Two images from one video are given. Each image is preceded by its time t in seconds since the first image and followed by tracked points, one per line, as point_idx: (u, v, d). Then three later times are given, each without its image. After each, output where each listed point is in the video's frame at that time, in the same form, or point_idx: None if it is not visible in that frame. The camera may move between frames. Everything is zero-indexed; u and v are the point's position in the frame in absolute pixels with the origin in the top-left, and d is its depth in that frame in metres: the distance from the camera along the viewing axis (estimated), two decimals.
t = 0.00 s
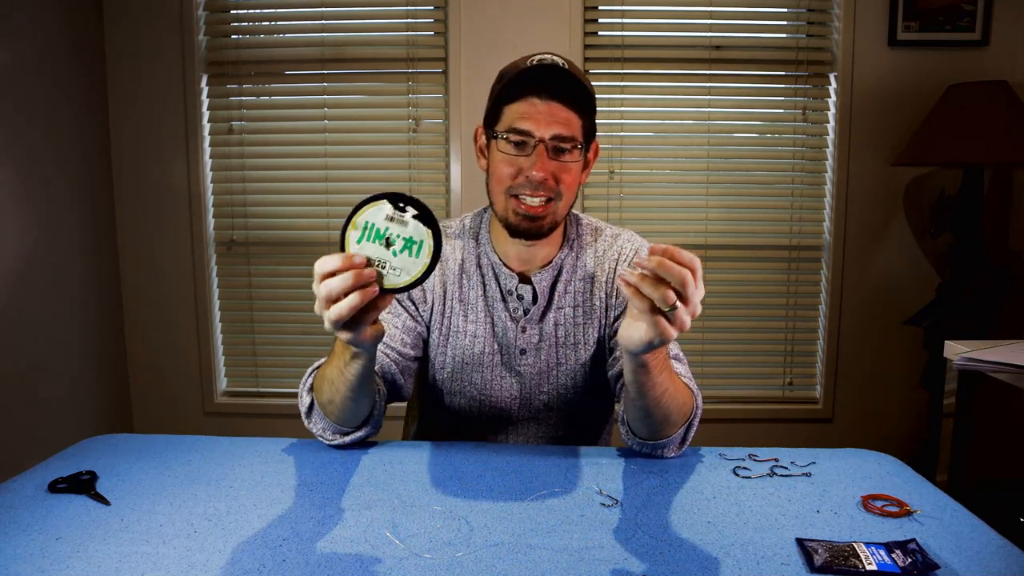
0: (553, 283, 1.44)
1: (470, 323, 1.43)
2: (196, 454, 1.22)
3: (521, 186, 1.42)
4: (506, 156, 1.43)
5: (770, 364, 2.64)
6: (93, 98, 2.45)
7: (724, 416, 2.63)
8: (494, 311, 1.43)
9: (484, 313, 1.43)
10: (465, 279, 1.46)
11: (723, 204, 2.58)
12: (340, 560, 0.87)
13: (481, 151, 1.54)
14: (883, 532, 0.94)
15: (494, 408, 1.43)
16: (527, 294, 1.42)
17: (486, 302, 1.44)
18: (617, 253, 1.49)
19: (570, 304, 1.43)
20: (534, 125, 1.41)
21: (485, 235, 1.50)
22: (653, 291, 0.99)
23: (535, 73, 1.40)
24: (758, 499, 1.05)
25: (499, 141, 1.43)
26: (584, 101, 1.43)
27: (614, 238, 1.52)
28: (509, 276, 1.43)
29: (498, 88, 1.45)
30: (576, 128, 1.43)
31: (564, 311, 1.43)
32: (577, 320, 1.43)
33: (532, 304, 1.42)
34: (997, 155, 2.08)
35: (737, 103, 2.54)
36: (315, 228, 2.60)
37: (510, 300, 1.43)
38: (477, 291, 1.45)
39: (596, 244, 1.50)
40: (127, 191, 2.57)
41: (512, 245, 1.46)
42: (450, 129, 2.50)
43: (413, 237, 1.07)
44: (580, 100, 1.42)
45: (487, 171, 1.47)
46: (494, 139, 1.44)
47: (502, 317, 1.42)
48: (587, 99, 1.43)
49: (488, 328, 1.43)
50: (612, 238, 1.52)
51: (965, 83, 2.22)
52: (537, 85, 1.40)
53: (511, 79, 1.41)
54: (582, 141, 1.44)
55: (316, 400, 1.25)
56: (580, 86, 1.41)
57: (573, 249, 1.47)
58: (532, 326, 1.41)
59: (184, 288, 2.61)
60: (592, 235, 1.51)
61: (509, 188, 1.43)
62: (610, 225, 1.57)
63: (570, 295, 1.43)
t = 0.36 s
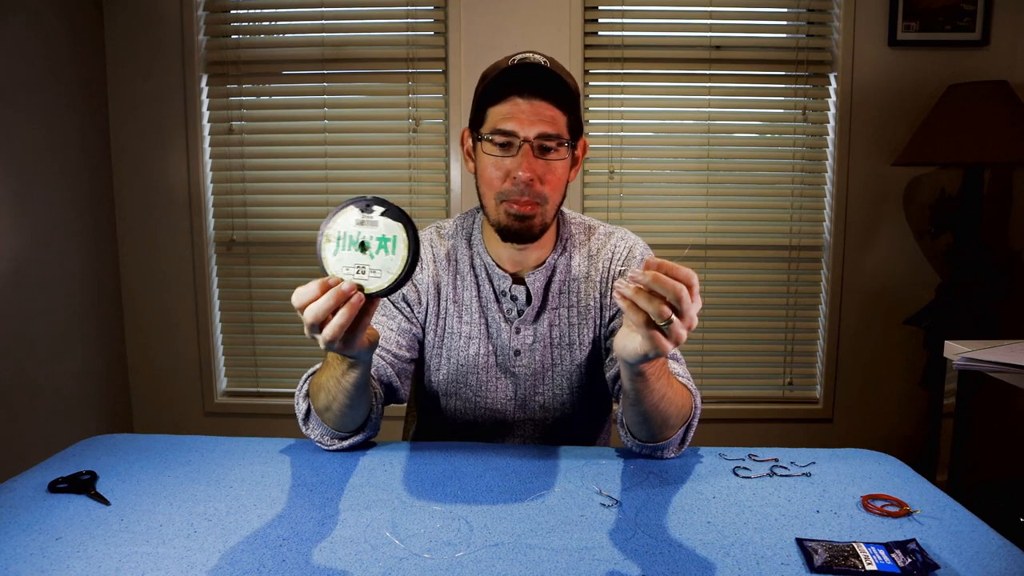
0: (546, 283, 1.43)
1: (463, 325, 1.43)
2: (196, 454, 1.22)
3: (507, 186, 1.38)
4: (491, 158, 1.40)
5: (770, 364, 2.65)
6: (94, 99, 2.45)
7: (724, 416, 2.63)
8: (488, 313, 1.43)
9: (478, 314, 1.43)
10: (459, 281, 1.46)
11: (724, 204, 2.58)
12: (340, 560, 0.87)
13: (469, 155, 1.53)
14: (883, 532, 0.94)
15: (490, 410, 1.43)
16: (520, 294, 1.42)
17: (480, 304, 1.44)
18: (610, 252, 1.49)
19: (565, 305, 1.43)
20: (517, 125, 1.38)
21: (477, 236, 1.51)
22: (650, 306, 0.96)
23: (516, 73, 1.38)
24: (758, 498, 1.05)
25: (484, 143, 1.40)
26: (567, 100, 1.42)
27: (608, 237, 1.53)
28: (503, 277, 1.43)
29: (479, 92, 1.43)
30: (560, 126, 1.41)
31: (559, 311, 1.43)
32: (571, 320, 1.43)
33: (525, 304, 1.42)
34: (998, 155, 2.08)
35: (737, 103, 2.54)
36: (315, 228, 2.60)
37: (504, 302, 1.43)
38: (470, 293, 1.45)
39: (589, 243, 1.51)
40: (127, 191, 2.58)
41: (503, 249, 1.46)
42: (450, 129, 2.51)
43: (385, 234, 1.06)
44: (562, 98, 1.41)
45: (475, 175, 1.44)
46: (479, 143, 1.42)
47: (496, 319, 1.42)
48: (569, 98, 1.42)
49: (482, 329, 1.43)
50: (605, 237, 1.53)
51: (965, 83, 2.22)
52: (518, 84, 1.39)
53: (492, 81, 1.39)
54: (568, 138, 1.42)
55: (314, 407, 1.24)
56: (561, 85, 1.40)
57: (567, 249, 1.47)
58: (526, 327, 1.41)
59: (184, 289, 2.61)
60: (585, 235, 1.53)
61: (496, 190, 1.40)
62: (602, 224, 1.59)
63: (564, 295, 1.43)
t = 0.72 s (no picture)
0: (545, 283, 1.43)
1: (462, 324, 1.43)
2: (197, 454, 1.22)
3: (508, 185, 1.39)
4: (493, 156, 1.40)
5: (770, 364, 2.65)
6: (94, 99, 2.45)
7: (724, 416, 2.63)
8: (486, 313, 1.43)
9: (477, 314, 1.43)
10: (458, 280, 1.46)
11: (724, 205, 2.58)
12: (340, 560, 0.87)
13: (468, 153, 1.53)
14: (883, 532, 0.94)
15: (489, 411, 1.43)
16: (518, 295, 1.42)
17: (479, 304, 1.44)
18: (609, 252, 1.49)
19: (563, 305, 1.43)
20: (518, 124, 1.38)
21: (476, 236, 1.50)
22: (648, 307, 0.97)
23: (519, 73, 1.37)
24: (758, 498, 1.05)
25: (486, 141, 1.41)
26: (569, 101, 1.41)
27: (606, 237, 1.53)
28: (502, 277, 1.43)
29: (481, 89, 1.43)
30: (563, 126, 1.41)
31: (557, 311, 1.43)
32: (570, 320, 1.43)
33: (523, 304, 1.43)
34: (998, 155, 2.08)
35: (737, 103, 2.54)
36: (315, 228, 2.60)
37: (503, 302, 1.44)
38: (469, 293, 1.45)
39: (588, 243, 1.51)
40: (127, 191, 2.58)
41: (502, 249, 1.46)
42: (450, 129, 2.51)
43: (360, 224, 1.05)
44: (565, 99, 1.41)
45: (475, 173, 1.45)
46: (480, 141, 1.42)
47: (494, 319, 1.42)
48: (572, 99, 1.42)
49: (481, 330, 1.43)
50: (604, 236, 1.53)
51: (965, 83, 2.22)
52: (521, 85, 1.38)
53: (494, 79, 1.39)
54: (570, 138, 1.42)
55: (315, 407, 1.24)
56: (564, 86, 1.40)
57: (566, 249, 1.47)
58: (525, 327, 1.41)
59: (184, 289, 2.61)
60: (584, 235, 1.53)
61: (496, 188, 1.40)
62: (601, 224, 1.58)
63: (563, 295, 1.44)
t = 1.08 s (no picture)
0: (546, 284, 1.43)
1: (463, 325, 1.43)
2: (197, 454, 1.22)
3: (510, 188, 1.39)
4: (495, 160, 1.40)
5: (770, 364, 2.65)
6: (94, 99, 2.45)
7: (724, 416, 2.63)
8: (487, 313, 1.43)
9: (477, 315, 1.43)
10: (458, 281, 1.46)
11: (724, 205, 2.58)
12: (340, 560, 0.87)
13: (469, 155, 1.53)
14: (883, 532, 0.94)
15: (489, 411, 1.43)
16: (519, 296, 1.42)
17: (480, 304, 1.44)
18: (609, 252, 1.49)
19: (564, 305, 1.43)
20: (521, 128, 1.38)
21: (476, 236, 1.50)
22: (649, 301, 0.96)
23: (522, 76, 1.37)
24: (758, 498, 1.05)
25: (488, 145, 1.41)
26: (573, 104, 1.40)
27: (606, 237, 1.53)
28: (502, 278, 1.43)
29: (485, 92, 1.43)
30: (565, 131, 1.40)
31: (558, 311, 1.43)
32: (571, 321, 1.43)
33: (524, 305, 1.43)
34: (998, 154, 2.08)
35: (737, 103, 2.54)
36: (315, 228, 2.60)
37: (503, 302, 1.44)
38: (469, 293, 1.45)
39: (589, 243, 1.51)
40: (128, 191, 2.58)
41: (502, 249, 1.45)
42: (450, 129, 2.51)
43: (307, 229, 1.07)
44: (568, 101, 1.39)
45: (477, 175, 1.45)
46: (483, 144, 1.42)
47: (495, 319, 1.42)
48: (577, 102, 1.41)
49: (481, 330, 1.43)
50: (604, 236, 1.53)
51: (965, 83, 2.22)
52: (524, 88, 1.38)
53: (497, 83, 1.39)
54: (572, 144, 1.42)
55: (314, 407, 1.24)
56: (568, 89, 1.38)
57: (566, 250, 1.47)
58: (526, 327, 1.41)
59: (184, 289, 2.61)
60: (585, 236, 1.52)
61: (498, 191, 1.40)
62: (601, 224, 1.58)
63: (563, 296, 1.44)
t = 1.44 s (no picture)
0: (546, 284, 1.44)
1: (463, 325, 1.43)
2: (197, 454, 1.22)
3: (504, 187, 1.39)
4: (489, 159, 1.40)
5: (770, 364, 2.65)
6: (94, 99, 2.45)
7: (724, 416, 2.63)
8: (486, 313, 1.43)
9: (476, 315, 1.43)
10: (458, 281, 1.46)
11: (725, 205, 2.58)
12: (340, 560, 0.87)
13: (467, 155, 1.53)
14: (883, 532, 0.94)
15: (489, 411, 1.43)
16: (518, 296, 1.42)
17: (479, 304, 1.44)
18: (609, 252, 1.49)
19: (563, 305, 1.43)
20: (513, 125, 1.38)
21: (476, 236, 1.50)
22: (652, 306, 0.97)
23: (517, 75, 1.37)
24: (758, 498, 1.05)
25: (483, 145, 1.41)
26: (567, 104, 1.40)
27: (606, 237, 1.53)
28: (501, 278, 1.43)
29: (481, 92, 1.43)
30: (561, 130, 1.40)
31: (558, 312, 1.43)
32: (571, 321, 1.43)
33: (524, 305, 1.43)
34: (998, 154, 2.08)
35: (737, 103, 2.54)
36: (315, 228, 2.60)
37: (502, 302, 1.44)
38: (469, 293, 1.45)
39: (589, 244, 1.50)
40: (128, 191, 2.58)
41: (501, 249, 1.45)
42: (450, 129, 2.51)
43: (311, 222, 1.05)
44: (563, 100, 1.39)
45: (473, 175, 1.45)
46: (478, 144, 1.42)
47: (494, 320, 1.42)
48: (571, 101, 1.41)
49: (481, 330, 1.43)
50: (604, 236, 1.53)
51: (965, 83, 2.22)
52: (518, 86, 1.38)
53: (492, 83, 1.38)
54: (568, 144, 1.41)
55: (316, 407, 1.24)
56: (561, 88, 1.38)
57: (565, 250, 1.47)
58: (525, 328, 1.41)
59: (184, 289, 2.61)
60: (584, 237, 1.52)
61: (493, 190, 1.40)
62: (601, 224, 1.58)
63: (563, 296, 1.44)
